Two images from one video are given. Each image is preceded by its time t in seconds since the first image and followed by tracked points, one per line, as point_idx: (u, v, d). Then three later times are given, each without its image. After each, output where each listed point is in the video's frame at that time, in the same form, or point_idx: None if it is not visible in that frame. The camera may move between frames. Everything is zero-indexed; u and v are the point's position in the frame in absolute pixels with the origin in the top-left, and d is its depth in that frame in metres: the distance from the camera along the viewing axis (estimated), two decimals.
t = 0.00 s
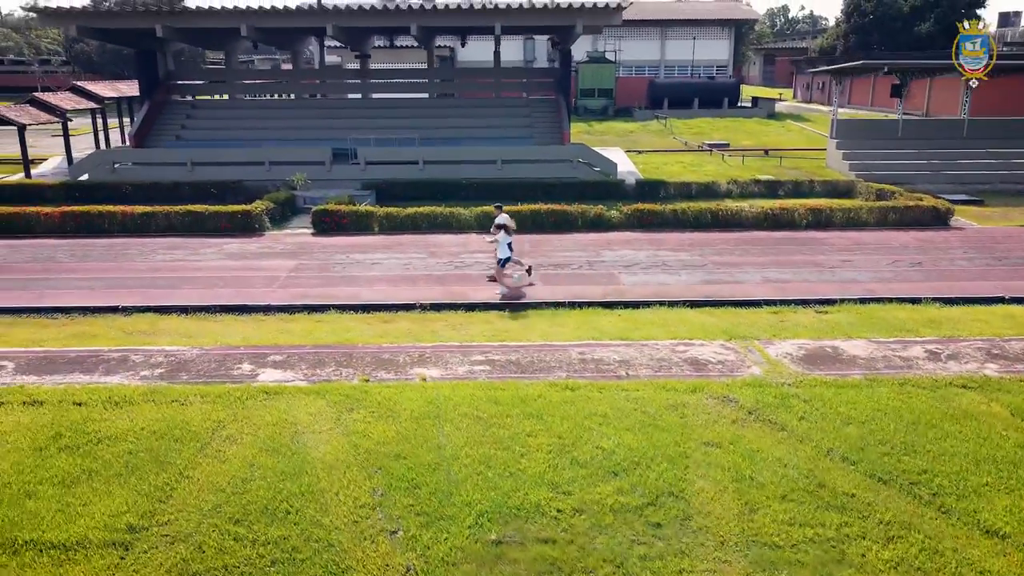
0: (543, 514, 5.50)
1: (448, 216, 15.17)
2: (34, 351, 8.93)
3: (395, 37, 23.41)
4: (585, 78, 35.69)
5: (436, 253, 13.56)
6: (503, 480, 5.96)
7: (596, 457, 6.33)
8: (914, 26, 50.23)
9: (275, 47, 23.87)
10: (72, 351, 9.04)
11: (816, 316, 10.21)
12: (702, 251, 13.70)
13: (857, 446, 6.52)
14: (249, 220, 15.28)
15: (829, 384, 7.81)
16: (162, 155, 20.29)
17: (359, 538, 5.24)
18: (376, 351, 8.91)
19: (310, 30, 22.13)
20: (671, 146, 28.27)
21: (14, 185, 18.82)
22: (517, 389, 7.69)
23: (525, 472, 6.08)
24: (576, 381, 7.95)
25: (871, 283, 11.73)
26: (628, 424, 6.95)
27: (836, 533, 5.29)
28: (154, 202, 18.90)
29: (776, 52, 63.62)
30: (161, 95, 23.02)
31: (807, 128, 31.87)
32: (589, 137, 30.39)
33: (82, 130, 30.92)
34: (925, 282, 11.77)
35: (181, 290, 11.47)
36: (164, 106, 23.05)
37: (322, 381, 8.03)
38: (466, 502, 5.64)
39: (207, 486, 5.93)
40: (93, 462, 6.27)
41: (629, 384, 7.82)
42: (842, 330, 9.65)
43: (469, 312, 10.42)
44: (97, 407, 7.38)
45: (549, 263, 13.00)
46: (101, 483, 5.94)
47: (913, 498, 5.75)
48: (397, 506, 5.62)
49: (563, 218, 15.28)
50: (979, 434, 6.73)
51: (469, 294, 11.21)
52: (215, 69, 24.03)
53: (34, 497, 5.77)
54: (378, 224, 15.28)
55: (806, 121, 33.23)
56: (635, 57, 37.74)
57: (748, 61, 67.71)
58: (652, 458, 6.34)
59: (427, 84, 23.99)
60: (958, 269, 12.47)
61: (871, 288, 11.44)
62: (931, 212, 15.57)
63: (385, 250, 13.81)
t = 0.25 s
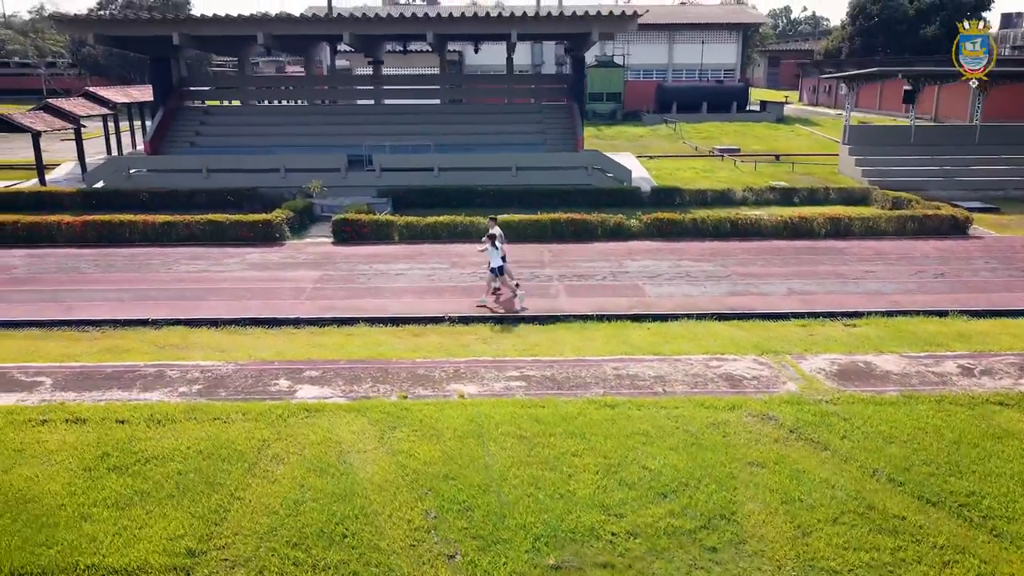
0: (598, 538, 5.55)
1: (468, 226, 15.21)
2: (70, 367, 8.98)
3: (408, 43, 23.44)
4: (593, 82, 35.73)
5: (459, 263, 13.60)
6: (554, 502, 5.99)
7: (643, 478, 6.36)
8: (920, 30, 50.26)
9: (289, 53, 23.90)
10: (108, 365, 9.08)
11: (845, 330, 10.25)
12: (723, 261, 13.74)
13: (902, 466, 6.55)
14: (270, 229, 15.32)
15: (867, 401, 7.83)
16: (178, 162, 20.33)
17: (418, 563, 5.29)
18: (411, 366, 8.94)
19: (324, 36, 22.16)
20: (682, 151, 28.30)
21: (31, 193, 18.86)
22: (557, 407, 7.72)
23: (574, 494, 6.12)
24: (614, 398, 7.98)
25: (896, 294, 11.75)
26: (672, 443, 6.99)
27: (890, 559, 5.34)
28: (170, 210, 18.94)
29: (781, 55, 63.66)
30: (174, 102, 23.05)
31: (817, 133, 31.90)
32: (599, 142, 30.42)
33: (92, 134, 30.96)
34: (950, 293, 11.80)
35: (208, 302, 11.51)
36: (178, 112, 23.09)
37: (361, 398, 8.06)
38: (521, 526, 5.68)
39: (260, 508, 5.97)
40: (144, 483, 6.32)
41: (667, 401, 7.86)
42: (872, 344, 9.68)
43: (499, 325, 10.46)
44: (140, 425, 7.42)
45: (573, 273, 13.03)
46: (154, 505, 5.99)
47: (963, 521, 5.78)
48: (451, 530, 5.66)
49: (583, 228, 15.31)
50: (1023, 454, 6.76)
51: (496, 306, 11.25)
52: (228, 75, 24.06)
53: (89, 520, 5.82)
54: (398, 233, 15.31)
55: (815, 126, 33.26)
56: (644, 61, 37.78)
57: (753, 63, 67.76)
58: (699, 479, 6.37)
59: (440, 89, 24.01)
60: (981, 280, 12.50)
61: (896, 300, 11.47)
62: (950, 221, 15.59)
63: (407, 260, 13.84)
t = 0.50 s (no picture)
0: (657, 567, 5.61)
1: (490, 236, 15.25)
2: (110, 384, 9.02)
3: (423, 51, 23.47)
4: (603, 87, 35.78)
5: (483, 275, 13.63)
6: (609, 528, 6.04)
7: (694, 502, 6.42)
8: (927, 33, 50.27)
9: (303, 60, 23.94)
10: (147, 383, 9.12)
11: (877, 346, 10.29)
12: (747, 272, 13.76)
13: (951, 490, 6.59)
14: (293, 240, 15.37)
15: (910, 422, 7.86)
16: (195, 170, 20.37)
17: None
18: (450, 385, 8.98)
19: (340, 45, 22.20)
20: (694, 158, 28.35)
21: (50, 202, 18.90)
22: (601, 427, 7.74)
23: (628, 518, 6.16)
24: (656, 418, 8.02)
25: (923, 308, 11.79)
26: (719, 465, 7.03)
27: None
28: (189, 219, 18.98)
29: (786, 58, 63.69)
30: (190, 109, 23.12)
31: (827, 138, 31.93)
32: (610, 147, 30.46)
33: (104, 139, 31.00)
34: (977, 306, 11.83)
35: (239, 316, 11.55)
36: (193, 119, 23.15)
37: (403, 418, 8.08)
38: (580, 555, 5.73)
39: (318, 534, 6.02)
40: (199, 507, 6.36)
41: (709, 421, 7.89)
42: (906, 361, 9.71)
43: (531, 340, 10.53)
44: (187, 446, 7.46)
45: (599, 284, 13.05)
46: (213, 531, 6.05)
47: (1018, 548, 5.83)
48: (511, 558, 5.71)
49: (605, 239, 15.35)
50: None
51: (527, 320, 11.29)
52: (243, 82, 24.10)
53: (151, 546, 5.87)
54: (421, 244, 15.34)
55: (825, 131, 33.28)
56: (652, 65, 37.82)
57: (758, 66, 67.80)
58: (750, 503, 6.42)
59: (454, 97, 24.05)
60: (1007, 292, 12.52)
61: (925, 315, 11.50)
62: (970, 232, 15.61)
63: (432, 272, 13.88)
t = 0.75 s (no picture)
0: None
1: (509, 246, 15.29)
2: (143, 400, 9.08)
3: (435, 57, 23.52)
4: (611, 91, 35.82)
5: (504, 286, 13.68)
6: (655, 550, 6.10)
7: (737, 523, 6.47)
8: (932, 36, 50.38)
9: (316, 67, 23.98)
10: (180, 398, 9.18)
11: (902, 359, 10.34)
12: (767, 282, 13.80)
13: (991, 510, 6.65)
14: (313, 250, 15.43)
15: (944, 439, 7.90)
16: (210, 178, 20.43)
17: None
18: (481, 400, 9.03)
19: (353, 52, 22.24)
20: (704, 163, 28.39)
21: (67, 210, 18.96)
22: (637, 445, 7.80)
23: (673, 540, 6.22)
24: (690, 435, 8.07)
25: (946, 321, 11.83)
26: (758, 484, 7.08)
27: None
28: (205, 227, 19.03)
29: (791, 60, 63.75)
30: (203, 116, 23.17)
31: (835, 143, 31.97)
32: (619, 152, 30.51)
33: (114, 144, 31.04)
34: (1000, 318, 11.87)
35: (264, 328, 11.61)
36: (206, 126, 23.20)
37: (439, 435, 8.13)
38: None
39: (367, 556, 6.08)
40: (246, 529, 6.42)
41: (744, 439, 7.95)
42: (934, 375, 9.76)
43: (558, 354, 10.59)
44: (227, 465, 7.51)
45: (620, 295, 13.10)
46: (262, 553, 6.11)
47: None
48: None
49: (623, 248, 15.39)
50: None
51: (552, 333, 11.34)
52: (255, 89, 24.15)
53: (203, 569, 5.93)
54: (439, 253, 15.39)
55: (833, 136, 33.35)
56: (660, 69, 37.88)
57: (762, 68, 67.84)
58: (792, 524, 6.48)
59: (465, 103, 24.10)
60: None
61: (948, 327, 11.54)
62: (987, 241, 15.65)
63: (453, 282, 13.93)
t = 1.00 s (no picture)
0: None
1: (530, 257, 15.33)
2: (181, 418, 9.11)
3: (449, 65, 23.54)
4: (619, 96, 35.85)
5: (528, 298, 13.72)
6: None
7: (786, 547, 6.52)
8: (937, 39, 50.52)
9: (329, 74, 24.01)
10: (217, 417, 9.22)
11: (932, 375, 10.37)
12: (789, 294, 13.84)
13: None
14: (334, 261, 15.47)
15: (982, 459, 7.95)
16: (227, 186, 20.46)
17: None
18: (517, 419, 9.06)
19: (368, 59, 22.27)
20: (715, 169, 28.43)
21: (85, 219, 19.01)
22: (677, 465, 7.84)
23: (723, 566, 6.27)
24: (728, 455, 8.11)
25: (971, 335, 11.86)
26: (802, 506, 7.13)
27: None
28: (222, 236, 19.07)
29: (795, 63, 63.70)
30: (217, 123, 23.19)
31: (845, 148, 32.00)
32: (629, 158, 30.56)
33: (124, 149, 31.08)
34: None
35: (293, 343, 11.65)
36: (220, 133, 23.22)
37: (479, 455, 8.17)
38: None
39: None
40: (299, 553, 6.48)
41: (782, 459, 7.99)
42: (966, 392, 9.79)
43: (588, 369, 10.62)
44: (272, 486, 7.56)
45: (644, 308, 13.14)
46: None
47: None
48: None
49: (643, 259, 15.42)
50: None
51: (580, 347, 11.38)
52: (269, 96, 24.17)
53: None
54: (460, 265, 15.43)
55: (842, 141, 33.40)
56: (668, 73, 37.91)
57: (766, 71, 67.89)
58: (839, 548, 6.53)
59: (479, 111, 24.13)
60: None
61: (974, 342, 11.58)
62: (1006, 252, 15.68)
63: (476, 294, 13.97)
